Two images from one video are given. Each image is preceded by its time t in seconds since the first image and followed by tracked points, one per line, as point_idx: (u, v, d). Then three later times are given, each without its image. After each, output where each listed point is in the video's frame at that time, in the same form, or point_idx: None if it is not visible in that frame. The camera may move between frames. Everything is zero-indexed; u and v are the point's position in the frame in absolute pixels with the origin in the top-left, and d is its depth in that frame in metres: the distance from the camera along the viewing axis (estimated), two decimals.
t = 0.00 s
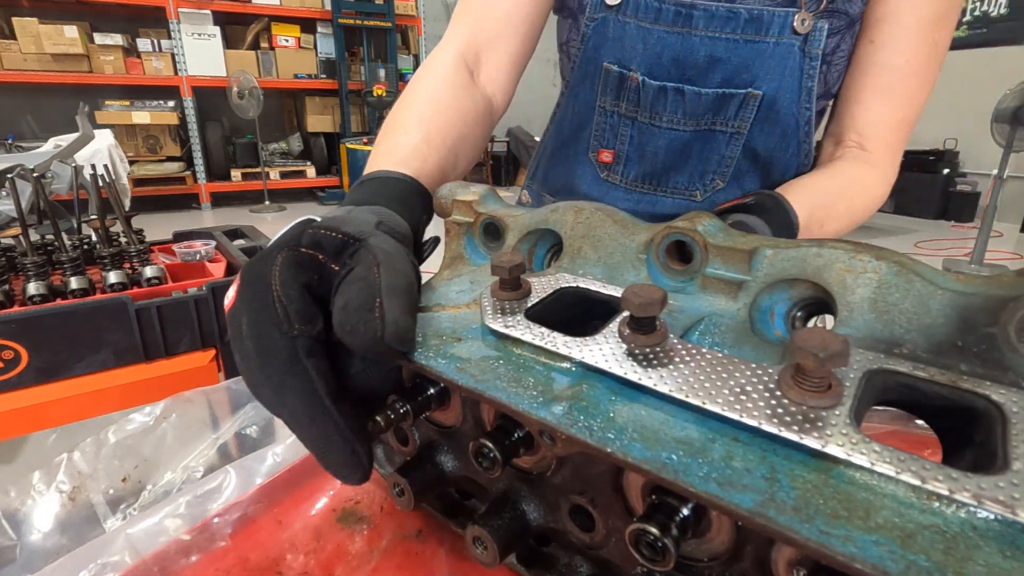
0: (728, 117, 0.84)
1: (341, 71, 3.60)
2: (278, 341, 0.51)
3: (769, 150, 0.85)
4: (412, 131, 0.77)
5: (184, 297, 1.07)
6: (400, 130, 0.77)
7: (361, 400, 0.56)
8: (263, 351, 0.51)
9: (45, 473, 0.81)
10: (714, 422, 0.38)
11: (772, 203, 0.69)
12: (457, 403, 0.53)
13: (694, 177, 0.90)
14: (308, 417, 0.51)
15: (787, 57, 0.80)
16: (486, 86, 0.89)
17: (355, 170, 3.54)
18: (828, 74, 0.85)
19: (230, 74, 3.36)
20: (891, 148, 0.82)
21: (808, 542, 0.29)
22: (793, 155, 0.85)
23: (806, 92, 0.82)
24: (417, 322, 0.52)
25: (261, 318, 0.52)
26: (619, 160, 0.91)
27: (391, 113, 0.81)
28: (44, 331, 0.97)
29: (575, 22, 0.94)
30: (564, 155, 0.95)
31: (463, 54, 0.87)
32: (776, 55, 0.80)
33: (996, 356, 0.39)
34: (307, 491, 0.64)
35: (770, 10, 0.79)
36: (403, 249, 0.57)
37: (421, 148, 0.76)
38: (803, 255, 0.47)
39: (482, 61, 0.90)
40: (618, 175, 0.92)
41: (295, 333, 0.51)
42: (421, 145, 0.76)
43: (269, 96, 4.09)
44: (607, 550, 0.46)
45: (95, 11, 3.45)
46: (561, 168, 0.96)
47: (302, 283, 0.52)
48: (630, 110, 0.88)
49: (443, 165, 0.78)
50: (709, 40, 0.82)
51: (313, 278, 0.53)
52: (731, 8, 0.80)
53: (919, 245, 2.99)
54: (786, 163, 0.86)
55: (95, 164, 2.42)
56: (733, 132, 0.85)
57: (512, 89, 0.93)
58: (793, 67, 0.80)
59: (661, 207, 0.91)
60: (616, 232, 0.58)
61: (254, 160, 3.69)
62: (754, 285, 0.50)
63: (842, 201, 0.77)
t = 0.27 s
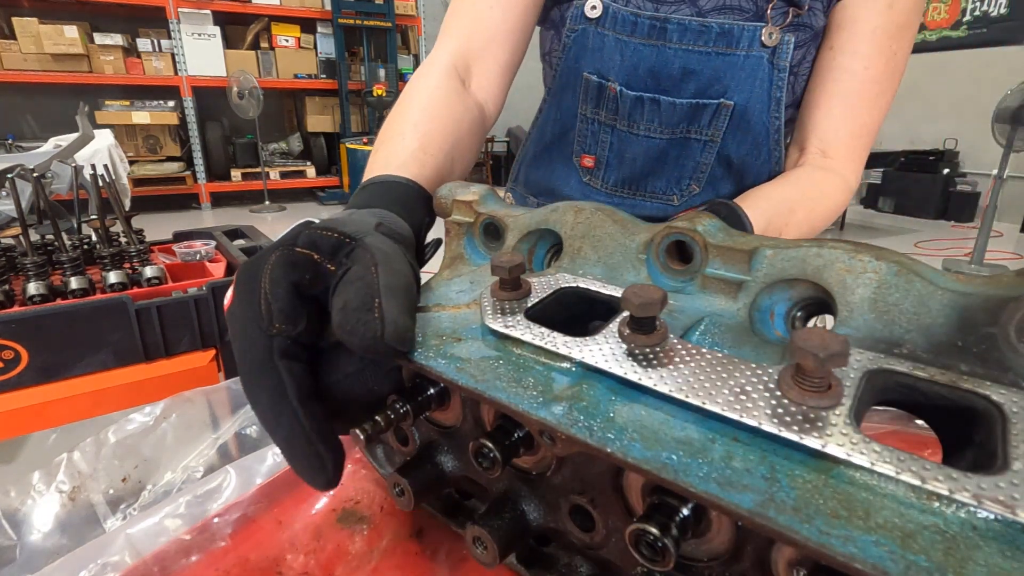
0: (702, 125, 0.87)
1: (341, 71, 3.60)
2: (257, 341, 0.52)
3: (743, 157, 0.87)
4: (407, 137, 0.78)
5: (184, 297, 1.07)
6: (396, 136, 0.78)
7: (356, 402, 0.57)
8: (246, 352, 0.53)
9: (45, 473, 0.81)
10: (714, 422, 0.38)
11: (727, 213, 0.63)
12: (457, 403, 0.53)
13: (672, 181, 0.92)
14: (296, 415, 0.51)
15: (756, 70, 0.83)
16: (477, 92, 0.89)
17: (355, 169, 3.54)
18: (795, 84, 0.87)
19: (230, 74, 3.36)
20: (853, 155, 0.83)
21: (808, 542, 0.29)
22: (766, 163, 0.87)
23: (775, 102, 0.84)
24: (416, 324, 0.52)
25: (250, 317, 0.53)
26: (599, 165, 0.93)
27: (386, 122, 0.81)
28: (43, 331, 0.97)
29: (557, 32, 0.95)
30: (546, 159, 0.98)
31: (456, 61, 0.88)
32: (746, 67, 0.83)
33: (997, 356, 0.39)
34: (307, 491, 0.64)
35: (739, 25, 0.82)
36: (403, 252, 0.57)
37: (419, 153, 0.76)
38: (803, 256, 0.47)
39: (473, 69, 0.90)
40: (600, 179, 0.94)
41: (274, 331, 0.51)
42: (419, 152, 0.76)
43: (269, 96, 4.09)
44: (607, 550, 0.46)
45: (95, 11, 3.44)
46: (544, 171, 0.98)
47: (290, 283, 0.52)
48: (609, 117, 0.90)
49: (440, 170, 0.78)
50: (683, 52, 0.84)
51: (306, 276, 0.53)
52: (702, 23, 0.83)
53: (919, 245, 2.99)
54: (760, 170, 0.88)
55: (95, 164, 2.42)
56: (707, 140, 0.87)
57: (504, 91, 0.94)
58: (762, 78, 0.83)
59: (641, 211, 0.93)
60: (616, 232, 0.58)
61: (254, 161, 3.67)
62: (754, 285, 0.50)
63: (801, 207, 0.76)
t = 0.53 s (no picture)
0: (688, 130, 0.87)
1: (341, 71, 3.60)
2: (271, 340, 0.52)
3: (728, 163, 0.87)
4: (404, 137, 0.77)
5: (184, 297, 1.07)
6: (394, 136, 0.78)
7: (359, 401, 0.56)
8: (261, 352, 0.52)
9: (45, 473, 0.81)
10: (714, 422, 0.38)
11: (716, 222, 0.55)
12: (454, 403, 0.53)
13: (659, 185, 0.92)
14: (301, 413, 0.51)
15: (742, 77, 0.83)
16: (474, 92, 0.89)
17: (355, 169, 3.54)
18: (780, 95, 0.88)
19: (230, 74, 3.35)
20: (838, 164, 0.83)
21: (808, 542, 0.29)
22: (752, 170, 0.87)
23: (760, 109, 0.85)
24: (419, 324, 0.53)
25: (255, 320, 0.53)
26: (588, 167, 0.94)
27: (383, 121, 0.81)
28: (43, 330, 0.97)
29: (550, 35, 0.96)
30: (537, 161, 0.98)
31: (453, 62, 0.87)
32: (733, 74, 0.83)
33: (997, 356, 0.39)
34: (308, 491, 0.64)
35: (727, 31, 0.81)
36: (398, 249, 0.57)
37: (416, 154, 0.76)
38: (803, 256, 0.47)
39: (469, 70, 0.90)
40: (588, 181, 0.94)
41: (284, 331, 0.51)
42: (416, 152, 0.76)
43: (269, 96, 4.09)
44: (607, 550, 0.46)
45: (95, 12, 3.45)
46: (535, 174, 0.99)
47: (293, 281, 0.52)
48: (598, 120, 0.90)
49: (436, 171, 0.78)
50: (672, 58, 0.85)
51: (306, 276, 0.53)
52: (691, 29, 0.83)
53: (919, 245, 2.99)
54: (746, 176, 0.87)
55: (95, 164, 2.42)
56: (693, 144, 0.88)
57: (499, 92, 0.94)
58: (747, 85, 0.83)
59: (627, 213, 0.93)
60: (616, 232, 0.58)
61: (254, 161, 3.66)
62: (754, 285, 0.50)
63: (789, 215, 0.75)
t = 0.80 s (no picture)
0: (684, 130, 0.87)
1: (341, 71, 3.60)
2: (286, 343, 0.51)
3: (722, 164, 0.88)
4: (396, 134, 0.77)
5: (184, 297, 1.07)
6: (384, 132, 0.78)
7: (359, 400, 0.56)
8: (268, 350, 0.51)
9: (45, 472, 0.81)
10: (714, 422, 0.38)
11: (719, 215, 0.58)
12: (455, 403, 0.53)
13: (654, 185, 0.92)
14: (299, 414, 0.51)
15: (738, 78, 0.83)
16: (471, 90, 0.89)
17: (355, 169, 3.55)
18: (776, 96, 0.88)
19: (230, 74, 3.35)
20: (834, 164, 0.83)
21: (807, 541, 0.29)
22: (746, 171, 0.87)
23: (756, 110, 0.85)
24: (418, 323, 0.53)
25: (262, 325, 0.52)
26: (583, 167, 0.94)
27: (375, 115, 0.81)
28: (43, 331, 0.97)
29: (546, 34, 0.95)
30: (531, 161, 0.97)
31: (448, 58, 0.87)
32: (729, 74, 0.83)
33: (997, 356, 0.39)
34: (307, 491, 0.64)
35: (724, 32, 0.82)
36: (394, 247, 0.57)
37: (405, 149, 0.76)
38: (804, 256, 0.47)
39: (463, 63, 0.89)
40: (583, 181, 0.94)
41: (305, 333, 0.51)
42: (405, 145, 0.76)
43: (269, 96, 4.09)
44: (607, 550, 0.46)
45: (96, 12, 3.45)
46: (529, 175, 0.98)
47: (300, 286, 0.53)
48: (594, 120, 0.91)
49: (425, 167, 0.78)
50: (668, 58, 0.85)
51: (309, 279, 0.53)
52: (688, 29, 0.83)
53: (919, 244, 2.99)
54: (740, 177, 0.88)
55: (95, 164, 2.42)
56: (689, 144, 0.88)
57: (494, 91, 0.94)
58: (743, 85, 0.83)
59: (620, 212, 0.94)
60: (616, 232, 0.58)
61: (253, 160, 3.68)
62: (754, 285, 0.50)
63: (787, 211, 0.76)
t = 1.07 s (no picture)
0: (680, 126, 0.88)
1: (341, 71, 3.60)
2: (281, 345, 0.51)
3: (719, 159, 0.88)
4: (399, 137, 0.77)
5: (184, 297, 1.07)
6: (389, 134, 0.78)
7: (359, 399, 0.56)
8: (261, 352, 0.51)
9: (45, 473, 0.81)
10: (714, 422, 0.38)
11: (688, 186, 0.65)
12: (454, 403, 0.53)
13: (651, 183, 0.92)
14: (299, 413, 0.51)
15: (732, 72, 0.84)
16: (470, 91, 0.89)
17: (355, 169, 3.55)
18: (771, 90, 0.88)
19: (230, 74, 3.35)
20: (823, 149, 0.81)
21: (807, 541, 0.29)
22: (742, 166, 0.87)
23: (751, 103, 0.85)
24: (418, 323, 0.53)
25: (261, 325, 0.52)
26: (579, 167, 0.94)
27: (377, 118, 0.81)
28: (43, 331, 0.97)
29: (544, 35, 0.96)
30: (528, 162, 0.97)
31: (448, 59, 0.87)
32: (723, 69, 0.84)
33: (997, 356, 0.39)
34: (307, 491, 0.64)
35: (715, 26, 0.83)
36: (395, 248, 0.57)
37: (409, 153, 0.76)
38: (804, 256, 0.47)
39: (464, 66, 0.89)
40: (580, 181, 0.94)
41: (298, 334, 0.51)
42: (409, 150, 0.76)
43: (269, 96, 4.09)
44: (607, 550, 0.46)
45: (96, 12, 3.45)
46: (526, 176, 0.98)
47: (298, 285, 0.53)
48: (589, 119, 0.91)
49: (428, 170, 0.78)
50: (662, 54, 0.85)
51: (309, 279, 0.53)
52: (680, 25, 0.84)
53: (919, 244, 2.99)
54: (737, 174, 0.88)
55: (95, 164, 2.42)
56: (685, 140, 0.88)
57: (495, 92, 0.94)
58: (737, 79, 0.84)
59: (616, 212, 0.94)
60: (616, 232, 0.58)
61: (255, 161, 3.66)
62: (754, 285, 0.50)
63: (770, 195, 0.75)
